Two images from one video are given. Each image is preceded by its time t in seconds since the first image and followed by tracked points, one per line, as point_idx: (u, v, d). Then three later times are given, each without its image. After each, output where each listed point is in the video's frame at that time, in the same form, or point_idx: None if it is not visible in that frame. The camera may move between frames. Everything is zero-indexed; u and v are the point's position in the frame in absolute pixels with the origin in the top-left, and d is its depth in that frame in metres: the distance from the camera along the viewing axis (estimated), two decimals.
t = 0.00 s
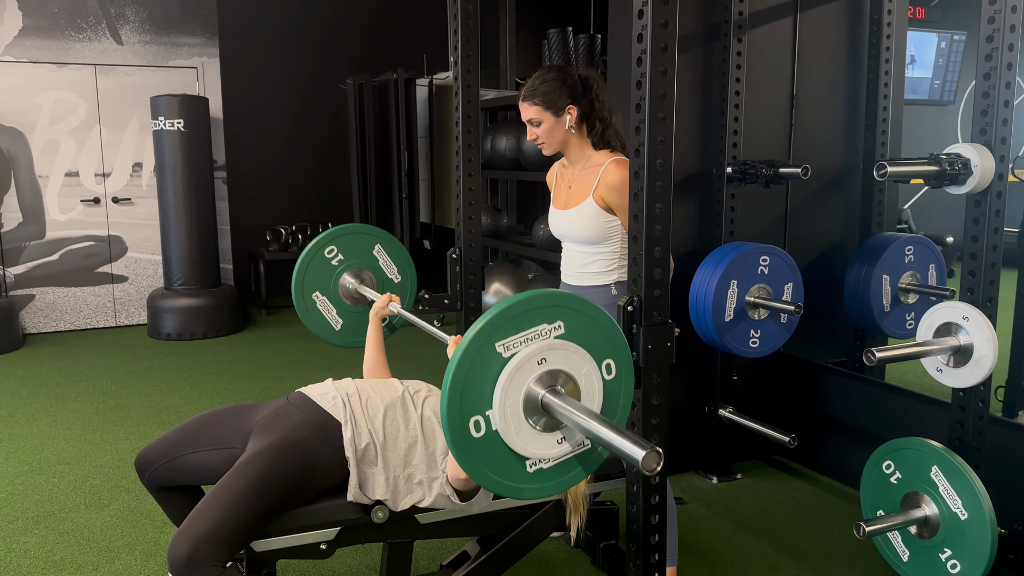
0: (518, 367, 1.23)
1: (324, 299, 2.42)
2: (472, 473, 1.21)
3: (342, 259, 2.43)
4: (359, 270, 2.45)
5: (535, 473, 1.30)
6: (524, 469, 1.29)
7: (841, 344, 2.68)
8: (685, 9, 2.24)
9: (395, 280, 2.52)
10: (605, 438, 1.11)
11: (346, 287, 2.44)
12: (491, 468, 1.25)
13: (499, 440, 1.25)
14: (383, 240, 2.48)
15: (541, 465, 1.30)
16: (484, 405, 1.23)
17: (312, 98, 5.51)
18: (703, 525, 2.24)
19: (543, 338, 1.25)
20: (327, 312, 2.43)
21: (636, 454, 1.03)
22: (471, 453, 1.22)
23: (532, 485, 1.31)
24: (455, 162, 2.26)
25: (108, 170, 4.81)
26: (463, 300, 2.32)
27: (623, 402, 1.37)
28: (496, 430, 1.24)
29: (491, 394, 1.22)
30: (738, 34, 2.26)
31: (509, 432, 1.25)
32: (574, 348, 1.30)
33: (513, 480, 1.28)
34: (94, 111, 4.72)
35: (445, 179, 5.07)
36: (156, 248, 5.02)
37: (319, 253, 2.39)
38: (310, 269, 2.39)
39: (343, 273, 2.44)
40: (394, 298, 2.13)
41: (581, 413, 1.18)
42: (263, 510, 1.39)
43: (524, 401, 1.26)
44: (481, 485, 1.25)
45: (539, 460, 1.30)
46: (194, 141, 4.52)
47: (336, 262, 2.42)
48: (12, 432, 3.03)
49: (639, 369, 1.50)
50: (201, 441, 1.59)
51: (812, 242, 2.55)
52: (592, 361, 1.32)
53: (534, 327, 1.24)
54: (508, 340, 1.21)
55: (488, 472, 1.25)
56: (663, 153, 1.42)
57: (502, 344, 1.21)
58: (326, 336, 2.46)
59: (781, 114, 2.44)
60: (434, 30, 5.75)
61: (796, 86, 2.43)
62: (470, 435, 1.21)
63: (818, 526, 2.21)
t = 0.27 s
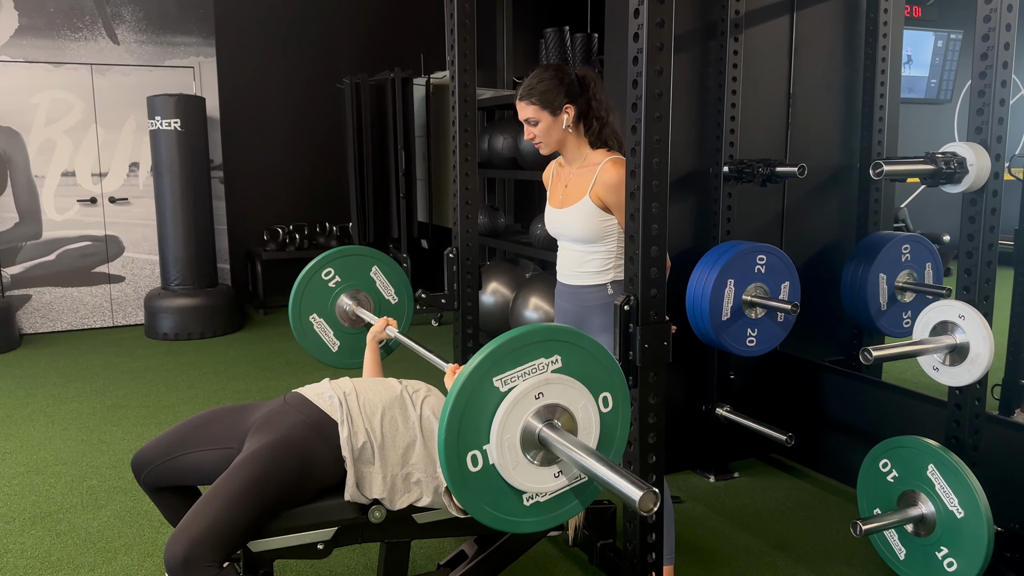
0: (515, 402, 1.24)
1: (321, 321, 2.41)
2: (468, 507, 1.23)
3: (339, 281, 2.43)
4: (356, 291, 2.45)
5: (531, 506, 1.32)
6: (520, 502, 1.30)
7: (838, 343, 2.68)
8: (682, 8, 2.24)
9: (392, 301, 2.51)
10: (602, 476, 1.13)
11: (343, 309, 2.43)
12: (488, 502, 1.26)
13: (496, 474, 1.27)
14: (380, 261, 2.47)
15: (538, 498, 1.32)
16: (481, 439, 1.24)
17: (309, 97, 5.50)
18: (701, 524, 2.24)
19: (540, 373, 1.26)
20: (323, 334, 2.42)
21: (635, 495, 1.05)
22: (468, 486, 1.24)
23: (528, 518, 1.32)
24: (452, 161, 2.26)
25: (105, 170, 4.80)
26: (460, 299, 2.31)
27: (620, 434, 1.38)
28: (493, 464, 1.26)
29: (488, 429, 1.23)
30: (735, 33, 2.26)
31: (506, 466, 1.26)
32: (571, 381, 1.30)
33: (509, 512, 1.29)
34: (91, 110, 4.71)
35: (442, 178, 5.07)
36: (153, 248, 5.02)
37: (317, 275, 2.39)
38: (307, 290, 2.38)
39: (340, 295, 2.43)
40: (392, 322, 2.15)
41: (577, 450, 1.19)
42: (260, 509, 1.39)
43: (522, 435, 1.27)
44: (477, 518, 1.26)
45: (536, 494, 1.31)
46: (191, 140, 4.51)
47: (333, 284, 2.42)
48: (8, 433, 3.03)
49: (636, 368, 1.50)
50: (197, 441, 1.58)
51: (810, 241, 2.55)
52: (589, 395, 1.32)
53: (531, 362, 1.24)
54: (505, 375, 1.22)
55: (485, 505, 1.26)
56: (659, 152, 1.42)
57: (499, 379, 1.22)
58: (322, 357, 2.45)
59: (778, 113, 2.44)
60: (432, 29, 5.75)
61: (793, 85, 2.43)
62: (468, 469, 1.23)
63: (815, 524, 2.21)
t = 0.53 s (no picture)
0: (513, 418, 1.25)
1: (319, 328, 2.41)
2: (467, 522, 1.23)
3: (336, 288, 2.42)
4: (353, 298, 2.44)
5: (530, 520, 1.32)
6: (518, 516, 1.30)
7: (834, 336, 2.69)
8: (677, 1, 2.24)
9: (389, 307, 2.51)
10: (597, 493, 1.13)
11: (340, 316, 2.43)
12: (487, 516, 1.27)
13: (495, 489, 1.27)
14: (376, 268, 2.46)
15: (536, 512, 1.32)
16: (479, 455, 1.25)
17: (304, 92, 5.49)
18: (697, 516, 2.25)
19: (538, 389, 1.26)
20: (321, 341, 2.42)
21: (632, 513, 1.06)
22: (467, 502, 1.24)
23: (527, 532, 1.32)
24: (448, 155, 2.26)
25: (98, 165, 4.78)
26: (457, 294, 2.31)
27: (617, 448, 1.37)
28: (491, 479, 1.26)
29: (486, 444, 1.24)
30: (730, 26, 2.26)
31: (504, 481, 1.26)
32: (569, 397, 1.30)
33: (508, 526, 1.30)
34: (84, 106, 4.69)
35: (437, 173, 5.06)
36: (148, 244, 5.00)
37: (313, 283, 2.38)
38: (303, 298, 2.37)
39: (336, 302, 2.42)
40: (389, 330, 2.19)
41: (575, 466, 1.19)
42: (256, 503, 1.39)
43: (520, 450, 1.27)
44: (476, 533, 1.27)
45: (534, 508, 1.31)
46: (184, 136, 4.50)
47: (329, 291, 2.41)
48: (3, 429, 3.02)
49: (633, 359, 1.50)
50: (193, 435, 1.58)
51: (805, 234, 2.56)
52: (587, 411, 1.32)
53: (529, 378, 1.25)
54: (503, 391, 1.23)
55: (484, 519, 1.27)
56: (656, 143, 1.42)
57: (497, 395, 1.23)
58: (319, 364, 2.45)
59: (773, 106, 2.44)
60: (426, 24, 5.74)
61: (788, 78, 2.43)
62: (466, 485, 1.23)
63: (811, 516, 2.22)
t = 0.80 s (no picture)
0: (510, 430, 1.25)
1: (315, 332, 2.41)
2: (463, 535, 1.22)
3: (332, 291, 2.41)
4: (350, 301, 2.43)
5: (526, 531, 1.32)
6: (514, 528, 1.30)
7: (828, 330, 2.69)
8: None
9: (386, 311, 2.50)
10: (594, 509, 1.13)
11: (336, 319, 2.43)
12: (483, 529, 1.26)
13: (492, 502, 1.27)
14: (373, 272, 2.46)
15: (532, 524, 1.32)
16: (476, 467, 1.24)
17: (298, 89, 5.47)
18: (693, 511, 2.25)
19: (535, 402, 1.26)
20: (317, 345, 2.43)
21: (629, 530, 1.06)
22: (463, 514, 1.24)
23: (522, 544, 1.32)
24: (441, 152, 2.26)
25: (91, 163, 4.76)
26: (451, 290, 2.31)
27: (613, 461, 1.37)
28: (488, 492, 1.26)
29: (484, 457, 1.23)
30: (724, 21, 2.25)
31: (501, 494, 1.26)
32: (566, 410, 1.30)
33: (503, 538, 1.30)
34: (77, 103, 4.66)
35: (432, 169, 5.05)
36: (142, 241, 4.98)
37: (309, 286, 2.38)
38: (300, 301, 2.37)
39: (333, 305, 2.42)
40: (387, 335, 2.14)
41: (572, 479, 1.19)
42: (251, 502, 1.39)
43: (517, 463, 1.27)
44: (472, 545, 1.26)
45: (530, 520, 1.31)
46: (178, 133, 4.48)
47: (326, 294, 2.41)
48: None
49: (627, 357, 1.50)
50: (187, 434, 1.58)
51: (799, 229, 2.56)
52: (583, 423, 1.33)
53: (526, 391, 1.25)
54: (501, 404, 1.23)
55: (480, 532, 1.26)
56: (649, 140, 1.42)
57: (495, 408, 1.22)
58: (316, 367, 2.46)
59: (767, 102, 2.44)
60: (421, 19, 5.72)
61: (782, 73, 2.43)
62: (463, 498, 1.23)
63: (806, 511, 2.23)
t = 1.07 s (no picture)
0: (509, 424, 1.25)
1: (310, 328, 2.40)
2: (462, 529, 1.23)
3: (327, 287, 2.41)
4: (345, 297, 2.43)
5: (524, 524, 1.32)
6: (513, 521, 1.30)
7: (822, 325, 2.70)
8: None
9: (381, 306, 2.50)
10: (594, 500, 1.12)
11: (331, 315, 2.42)
12: (481, 522, 1.27)
13: (490, 495, 1.27)
14: (368, 267, 2.46)
15: (531, 517, 1.31)
16: (475, 461, 1.24)
17: (290, 85, 5.45)
18: (688, 506, 2.26)
19: (533, 395, 1.26)
20: (312, 341, 2.41)
21: (629, 521, 1.04)
22: (462, 508, 1.24)
23: (521, 537, 1.32)
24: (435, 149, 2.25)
25: (84, 160, 4.73)
26: (445, 287, 2.30)
27: (611, 454, 1.38)
28: (487, 485, 1.26)
29: (482, 450, 1.24)
30: (716, 16, 2.25)
31: (499, 487, 1.26)
32: (564, 403, 1.30)
33: (502, 531, 1.30)
34: (68, 100, 4.64)
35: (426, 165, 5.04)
36: (135, 239, 4.96)
37: (305, 282, 2.37)
38: (295, 297, 2.36)
39: (328, 301, 2.41)
40: (382, 330, 2.11)
41: (572, 472, 1.19)
42: (245, 500, 1.39)
43: (516, 456, 1.27)
44: (471, 538, 1.26)
45: (529, 513, 1.31)
46: (170, 130, 4.46)
47: (321, 290, 2.40)
48: None
49: (621, 352, 1.50)
50: (181, 433, 1.58)
51: (793, 223, 2.57)
52: (581, 416, 1.33)
53: (524, 384, 1.25)
54: (499, 397, 1.23)
55: (478, 525, 1.26)
56: (643, 136, 1.42)
57: (493, 402, 1.23)
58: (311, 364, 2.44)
59: (760, 97, 2.45)
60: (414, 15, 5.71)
61: (775, 68, 2.43)
62: (462, 491, 1.23)
63: (800, 505, 2.24)
